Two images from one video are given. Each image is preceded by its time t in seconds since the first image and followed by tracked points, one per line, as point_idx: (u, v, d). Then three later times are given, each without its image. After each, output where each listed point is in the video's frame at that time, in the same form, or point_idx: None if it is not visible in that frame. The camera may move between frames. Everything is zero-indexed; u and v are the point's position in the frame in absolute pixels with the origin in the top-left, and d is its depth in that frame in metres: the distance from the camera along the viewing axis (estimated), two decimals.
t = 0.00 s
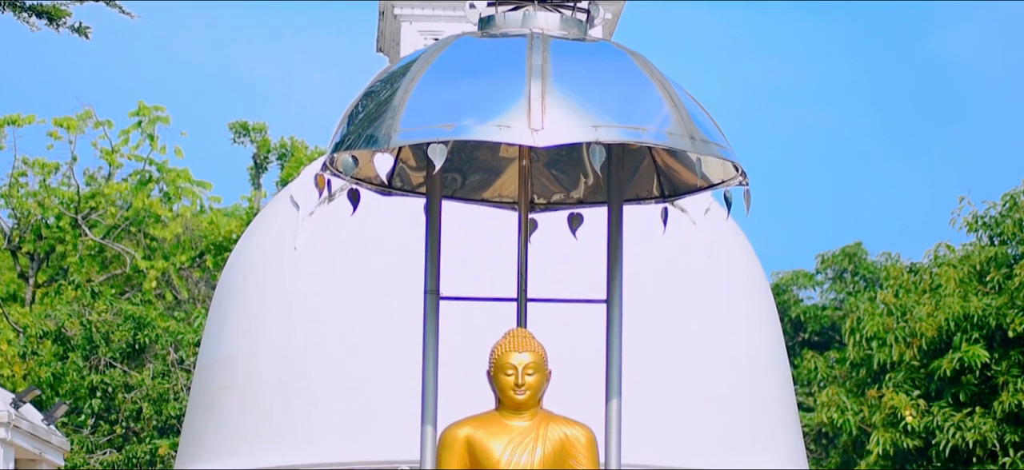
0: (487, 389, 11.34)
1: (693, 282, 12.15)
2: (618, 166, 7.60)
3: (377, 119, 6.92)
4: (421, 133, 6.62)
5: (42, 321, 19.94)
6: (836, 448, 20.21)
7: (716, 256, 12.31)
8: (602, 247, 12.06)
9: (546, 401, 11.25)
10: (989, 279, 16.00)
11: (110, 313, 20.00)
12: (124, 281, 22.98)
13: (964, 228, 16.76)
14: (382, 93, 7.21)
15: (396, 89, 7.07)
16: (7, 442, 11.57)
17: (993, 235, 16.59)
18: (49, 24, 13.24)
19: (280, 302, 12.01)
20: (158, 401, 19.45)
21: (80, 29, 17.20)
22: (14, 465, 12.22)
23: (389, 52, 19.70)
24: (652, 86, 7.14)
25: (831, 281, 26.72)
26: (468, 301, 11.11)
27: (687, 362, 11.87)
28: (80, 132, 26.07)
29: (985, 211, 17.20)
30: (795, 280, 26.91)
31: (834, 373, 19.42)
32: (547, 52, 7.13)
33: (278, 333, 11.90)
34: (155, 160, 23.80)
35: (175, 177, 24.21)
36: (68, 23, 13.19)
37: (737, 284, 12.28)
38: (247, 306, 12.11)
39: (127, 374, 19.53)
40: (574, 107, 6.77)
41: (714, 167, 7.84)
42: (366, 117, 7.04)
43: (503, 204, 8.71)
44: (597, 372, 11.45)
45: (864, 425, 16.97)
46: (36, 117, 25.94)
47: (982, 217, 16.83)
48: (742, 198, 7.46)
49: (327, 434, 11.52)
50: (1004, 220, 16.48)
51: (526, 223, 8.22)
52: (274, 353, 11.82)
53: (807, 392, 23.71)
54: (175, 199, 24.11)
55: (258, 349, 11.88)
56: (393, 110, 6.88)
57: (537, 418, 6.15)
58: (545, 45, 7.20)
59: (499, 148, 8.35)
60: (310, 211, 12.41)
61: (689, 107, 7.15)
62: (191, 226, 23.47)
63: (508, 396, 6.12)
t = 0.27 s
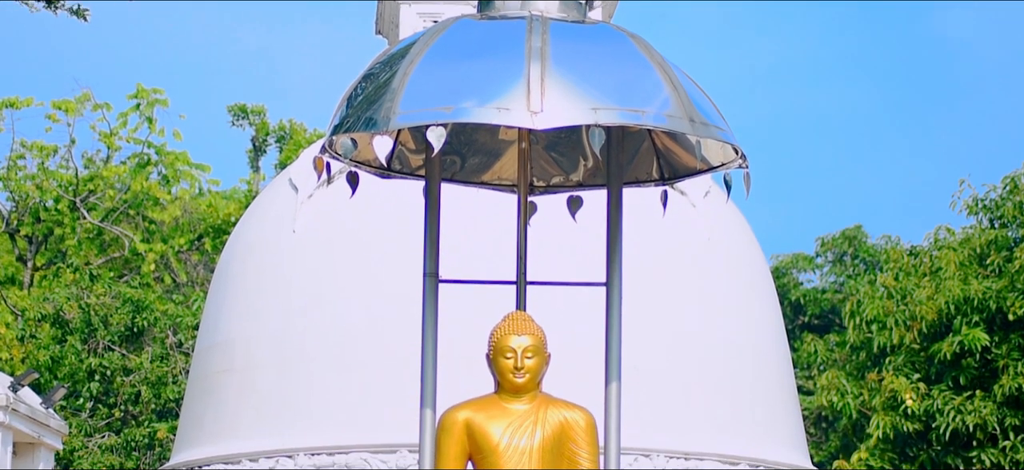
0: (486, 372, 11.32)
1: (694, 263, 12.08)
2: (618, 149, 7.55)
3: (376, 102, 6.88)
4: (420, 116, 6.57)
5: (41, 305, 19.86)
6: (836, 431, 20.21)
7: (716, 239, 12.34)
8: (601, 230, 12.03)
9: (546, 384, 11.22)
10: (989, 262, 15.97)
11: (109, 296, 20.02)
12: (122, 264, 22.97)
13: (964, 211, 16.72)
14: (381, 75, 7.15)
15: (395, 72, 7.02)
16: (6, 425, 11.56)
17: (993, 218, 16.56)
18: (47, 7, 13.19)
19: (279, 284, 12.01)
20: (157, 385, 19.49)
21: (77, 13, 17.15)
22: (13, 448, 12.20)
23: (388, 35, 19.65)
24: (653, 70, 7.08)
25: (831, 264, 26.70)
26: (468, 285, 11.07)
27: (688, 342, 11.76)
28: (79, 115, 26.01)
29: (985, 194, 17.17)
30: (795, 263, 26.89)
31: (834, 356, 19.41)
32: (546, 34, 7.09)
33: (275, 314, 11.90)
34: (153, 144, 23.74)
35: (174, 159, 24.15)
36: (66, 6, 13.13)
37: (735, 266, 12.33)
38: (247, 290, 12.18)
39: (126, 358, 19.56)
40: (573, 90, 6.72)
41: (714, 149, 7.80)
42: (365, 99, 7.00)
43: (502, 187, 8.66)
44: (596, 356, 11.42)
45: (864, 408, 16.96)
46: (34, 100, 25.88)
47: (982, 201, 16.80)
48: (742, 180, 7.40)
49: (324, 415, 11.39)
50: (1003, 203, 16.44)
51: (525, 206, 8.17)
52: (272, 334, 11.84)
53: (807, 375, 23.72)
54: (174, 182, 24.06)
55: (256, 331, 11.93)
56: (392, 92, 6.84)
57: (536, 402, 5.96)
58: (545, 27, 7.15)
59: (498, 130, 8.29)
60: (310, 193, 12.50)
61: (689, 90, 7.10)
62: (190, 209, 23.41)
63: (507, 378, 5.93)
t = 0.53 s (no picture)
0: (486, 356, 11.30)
1: (693, 246, 12.03)
2: (617, 132, 7.51)
3: (375, 85, 6.84)
4: (420, 99, 6.54)
5: (38, 288, 19.90)
6: (836, 415, 20.20)
7: (715, 223, 12.32)
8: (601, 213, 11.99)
9: (545, 368, 11.20)
10: (989, 246, 15.94)
11: (107, 280, 19.96)
12: (120, 247, 22.96)
13: (964, 195, 16.70)
14: (380, 59, 7.11)
15: (394, 55, 6.98)
16: (5, 409, 11.55)
17: (993, 202, 16.54)
18: None
19: (275, 268, 11.98)
20: (155, 368, 19.49)
21: None
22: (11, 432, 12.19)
23: (387, 18, 19.58)
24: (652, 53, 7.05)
25: (831, 248, 26.67)
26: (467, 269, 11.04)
27: (688, 326, 11.72)
28: (77, 98, 25.94)
29: (985, 178, 17.14)
30: (795, 246, 26.84)
31: (834, 340, 19.39)
32: (546, 17, 7.04)
33: (273, 296, 11.87)
34: (151, 127, 23.68)
35: (172, 142, 24.09)
36: None
37: (734, 251, 12.31)
38: (244, 274, 12.16)
39: (124, 342, 19.52)
40: (573, 73, 6.68)
41: (714, 132, 7.76)
42: (364, 83, 6.97)
43: (501, 170, 8.64)
44: (595, 340, 11.40)
45: (864, 392, 16.95)
46: (33, 83, 25.82)
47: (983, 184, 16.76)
48: (742, 164, 7.37)
49: (322, 399, 11.37)
50: (1004, 186, 16.42)
51: (525, 189, 8.14)
52: (270, 317, 11.81)
53: (807, 359, 23.71)
54: (172, 165, 24.02)
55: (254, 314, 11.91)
56: (391, 75, 6.81)
57: (535, 386, 6.09)
58: (544, 10, 7.11)
59: (497, 114, 8.24)
60: (309, 176, 12.45)
61: (688, 73, 7.06)
62: (188, 193, 23.39)
63: (506, 363, 6.06)
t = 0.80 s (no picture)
0: (485, 339, 11.27)
1: (693, 228, 11.99)
2: (617, 114, 7.47)
3: (373, 67, 6.80)
4: (419, 82, 6.50)
5: (37, 271, 19.78)
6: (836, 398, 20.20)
7: (715, 205, 12.27)
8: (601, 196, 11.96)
9: (545, 351, 11.17)
10: (989, 229, 15.91)
11: (105, 263, 19.95)
12: (119, 230, 22.94)
13: (964, 178, 16.68)
14: (379, 40, 7.06)
15: (393, 37, 6.94)
16: (3, 393, 11.52)
17: (993, 185, 16.52)
18: None
19: (274, 250, 11.94)
20: (154, 352, 19.48)
21: None
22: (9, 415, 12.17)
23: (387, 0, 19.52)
24: (652, 35, 7.00)
25: (831, 231, 26.65)
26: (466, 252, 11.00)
27: (687, 309, 11.68)
28: (75, 81, 25.89)
29: (986, 160, 17.11)
30: (795, 229, 26.83)
31: (834, 323, 19.39)
32: None
33: (274, 278, 11.82)
34: (150, 109, 23.64)
35: (171, 125, 24.05)
36: None
37: (734, 234, 12.26)
38: (242, 257, 12.13)
39: (122, 325, 19.50)
40: (572, 55, 6.64)
41: (714, 115, 7.71)
42: (363, 65, 6.92)
43: (501, 152, 8.60)
44: (595, 323, 11.37)
45: (864, 375, 16.94)
46: (31, 66, 25.76)
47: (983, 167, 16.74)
48: (742, 147, 7.33)
49: (321, 382, 11.34)
50: (1004, 169, 16.41)
51: (524, 171, 8.10)
52: (268, 300, 11.77)
53: (807, 342, 23.71)
54: (171, 148, 23.99)
55: (254, 297, 11.87)
56: (390, 58, 6.76)
57: (535, 369, 6.07)
58: None
59: (496, 96, 8.19)
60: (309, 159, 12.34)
61: (688, 55, 7.02)
62: (188, 176, 23.19)
63: (506, 346, 6.03)
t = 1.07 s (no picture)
0: (485, 327, 11.24)
1: (693, 215, 11.96)
2: (616, 101, 7.43)
3: (372, 54, 6.77)
4: (419, 69, 6.47)
5: (36, 258, 19.89)
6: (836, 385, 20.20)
7: (716, 192, 12.24)
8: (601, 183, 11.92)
9: (545, 338, 11.14)
10: (990, 216, 15.89)
11: (104, 250, 19.94)
12: (118, 217, 22.89)
13: (965, 165, 16.66)
14: (379, 26, 7.02)
15: (392, 23, 6.90)
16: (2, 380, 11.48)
17: (995, 172, 16.50)
18: None
19: (273, 237, 11.91)
20: (153, 339, 19.45)
21: None
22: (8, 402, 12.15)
23: None
24: (652, 22, 6.96)
25: (831, 218, 26.64)
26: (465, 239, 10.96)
27: (687, 296, 11.65)
28: (74, 68, 25.84)
29: (987, 147, 17.08)
30: (795, 216, 26.81)
31: (834, 310, 19.38)
32: None
33: (274, 265, 11.80)
34: (149, 96, 23.59)
35: (170, 112, 24.00)
36: None
37: (734, 221, 12.23)
38: (242, 243, 12.11)
39: (121, 312, 19.47)
40: (572, 42, 6.60)
41: (714, 101, 7.67)
42: (362, 51, 6.89)
43: (501, 139, 8.58)
44: (595, 310, 11.34)
45: (864, 363, 16.93)
46: (29, 52, 25.70)
47: (984, 154, 16.72)
48: (743, 133, 7.29)
49: (321, 370, 11.32)
50: (1005, 156, 16.39)
51: (524, 158, 8.06)
52: (267, 288, 11.75)
53: (807, 329, 23.69)
54: (170, 134, 23.96)
55: (253, 284, 11.84)
56: (389, 44, 6.73)
57: (535, 356, 6.04)
58: None
59: (496, 83, 8.14)
60: (308, 145, 12.24)
61: (688, 42, 6.98)
62: (186, 162, 23.24)
63: (506, 333, 6.00)
